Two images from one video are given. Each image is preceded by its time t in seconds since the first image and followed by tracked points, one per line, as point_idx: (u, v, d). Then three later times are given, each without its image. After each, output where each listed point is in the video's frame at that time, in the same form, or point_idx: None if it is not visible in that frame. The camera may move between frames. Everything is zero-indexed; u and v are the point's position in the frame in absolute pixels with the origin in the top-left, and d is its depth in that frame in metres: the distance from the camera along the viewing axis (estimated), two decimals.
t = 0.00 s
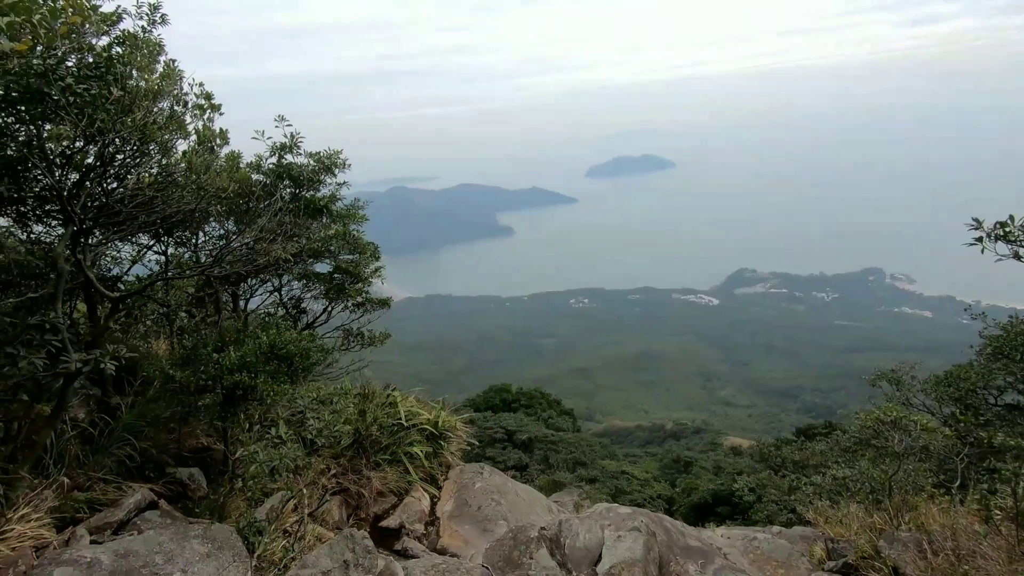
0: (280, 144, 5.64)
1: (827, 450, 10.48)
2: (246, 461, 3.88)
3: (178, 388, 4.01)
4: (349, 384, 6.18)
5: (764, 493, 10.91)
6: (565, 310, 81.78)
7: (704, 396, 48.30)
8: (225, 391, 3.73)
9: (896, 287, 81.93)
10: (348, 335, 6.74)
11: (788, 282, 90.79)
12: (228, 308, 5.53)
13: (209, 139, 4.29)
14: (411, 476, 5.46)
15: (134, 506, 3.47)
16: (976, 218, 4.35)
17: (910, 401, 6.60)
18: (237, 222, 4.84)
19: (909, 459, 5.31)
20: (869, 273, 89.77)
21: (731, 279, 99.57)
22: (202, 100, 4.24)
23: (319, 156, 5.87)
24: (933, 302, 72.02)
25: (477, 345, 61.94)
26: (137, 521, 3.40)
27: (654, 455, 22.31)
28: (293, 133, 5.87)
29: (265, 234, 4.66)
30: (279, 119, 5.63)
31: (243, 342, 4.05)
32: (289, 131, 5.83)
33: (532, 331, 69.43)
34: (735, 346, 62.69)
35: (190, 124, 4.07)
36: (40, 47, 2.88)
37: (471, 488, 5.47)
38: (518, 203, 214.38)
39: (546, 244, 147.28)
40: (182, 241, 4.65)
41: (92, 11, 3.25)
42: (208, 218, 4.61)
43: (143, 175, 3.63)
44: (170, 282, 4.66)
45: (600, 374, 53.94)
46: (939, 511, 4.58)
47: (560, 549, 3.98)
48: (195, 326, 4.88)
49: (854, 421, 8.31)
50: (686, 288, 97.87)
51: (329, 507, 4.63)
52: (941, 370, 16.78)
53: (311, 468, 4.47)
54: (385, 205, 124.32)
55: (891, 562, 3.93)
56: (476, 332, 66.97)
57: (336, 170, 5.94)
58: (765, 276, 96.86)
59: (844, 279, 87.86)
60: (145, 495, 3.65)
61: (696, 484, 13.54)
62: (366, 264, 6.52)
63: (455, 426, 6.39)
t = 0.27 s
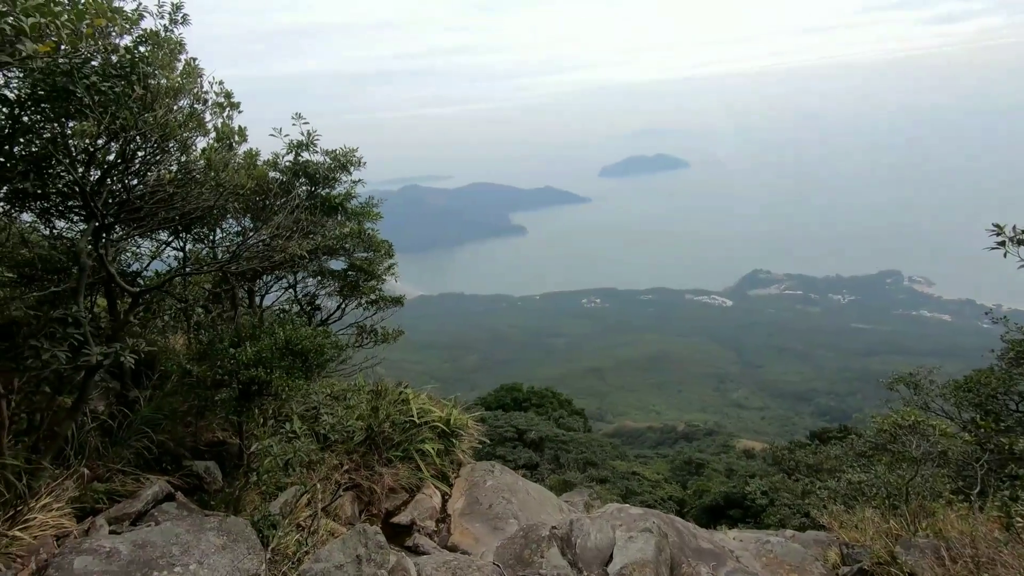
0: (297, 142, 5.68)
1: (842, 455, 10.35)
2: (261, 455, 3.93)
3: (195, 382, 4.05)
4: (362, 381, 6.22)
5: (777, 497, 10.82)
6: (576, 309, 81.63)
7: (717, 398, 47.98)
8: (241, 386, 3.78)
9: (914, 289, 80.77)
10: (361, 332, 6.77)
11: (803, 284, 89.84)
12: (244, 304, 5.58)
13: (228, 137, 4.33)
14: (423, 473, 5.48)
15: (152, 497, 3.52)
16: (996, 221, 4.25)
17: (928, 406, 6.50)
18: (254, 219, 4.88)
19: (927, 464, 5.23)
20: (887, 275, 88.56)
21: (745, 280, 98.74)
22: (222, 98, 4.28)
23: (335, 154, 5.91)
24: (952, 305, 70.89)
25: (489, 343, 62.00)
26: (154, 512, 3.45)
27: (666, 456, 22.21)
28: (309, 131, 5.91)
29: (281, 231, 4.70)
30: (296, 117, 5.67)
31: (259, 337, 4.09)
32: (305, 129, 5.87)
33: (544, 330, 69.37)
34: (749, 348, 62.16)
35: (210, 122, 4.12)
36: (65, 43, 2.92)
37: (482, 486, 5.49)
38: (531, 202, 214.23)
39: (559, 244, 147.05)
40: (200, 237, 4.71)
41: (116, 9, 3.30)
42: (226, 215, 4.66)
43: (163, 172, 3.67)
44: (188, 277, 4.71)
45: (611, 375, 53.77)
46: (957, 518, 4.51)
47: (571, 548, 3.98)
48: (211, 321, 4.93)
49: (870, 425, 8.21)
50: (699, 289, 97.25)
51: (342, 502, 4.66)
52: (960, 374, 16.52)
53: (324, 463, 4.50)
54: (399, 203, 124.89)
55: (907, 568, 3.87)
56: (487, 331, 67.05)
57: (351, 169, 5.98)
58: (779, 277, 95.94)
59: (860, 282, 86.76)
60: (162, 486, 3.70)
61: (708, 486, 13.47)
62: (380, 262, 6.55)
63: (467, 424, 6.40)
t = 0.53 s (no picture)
0: (311, 139, 5.72)
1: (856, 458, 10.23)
2: (274, 449, 3.97)
3: (210, 376, 4.10)
4: (374, 378, 6.25)
5: (789, 499, 10.73)
6: (588, 309, 81.44)
7: (729, 399, 47.64)
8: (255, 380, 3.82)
9: (932, 292, 79.59)
10: (373, 328, 6.80)
11: (818, 285, 88.87)
12: (259, 300, 5.63)
13: (244, 133, 4.37)
14: (433, 469, 5.51)
15: (167, 489, 3.57)
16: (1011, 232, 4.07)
17: (945, 409, 6.41)
18: (269, 215, 4.92)
19: (943, 469, 5.16)
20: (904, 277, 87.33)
21: (759, 280, 97.88)
22: (238, 95, 4.32)
23: (349, 151, 5.94)
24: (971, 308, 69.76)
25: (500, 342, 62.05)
26: (170, 503, 3.50)
27: (676, 457, 22.09)
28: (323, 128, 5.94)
29: (295, 227, 4.74)
30: (311, 114, 5.70)
31: (273, 332, 4.13)
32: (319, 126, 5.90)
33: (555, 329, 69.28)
34: (762, 349, 61.66)
35: (226, 118, 4.16)
36: (86, 41, 2.96)
37: (492, 483, 5.51)
38: (544, 201, 213.94)
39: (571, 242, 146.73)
40: (215, 233, 4.77)
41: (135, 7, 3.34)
42: (241, 211, 4.71)
43: (180, 168, 3.72)
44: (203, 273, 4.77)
45: (623, 374, 53.60)
46: (974, 524, 4.44)
47: (581, 547, 3.97)
48: (225, 316, 4.98)
49: (886, 429, 8.11)
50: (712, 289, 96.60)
51: (353, 497, 4.69)
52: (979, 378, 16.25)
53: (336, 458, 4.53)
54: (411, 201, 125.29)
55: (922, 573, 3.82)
56: (499, 329, 67.11)
57: (365, 166, 6.00)
58: (794, 278, 94.98)
59: (877, 283, 85.66)
60: (178, 478, 3.76)
61: (719, 487, 13.39)
62: (393, 259, 6.58)
63: (477, 422, 6.42)
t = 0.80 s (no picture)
0: (324, 138, 5.76)
1: (869, 464, 10.10)
2: (284, 445, 4.02)
3: (222, 373, 4.14)
4: (383, 376, 6.29)
5: (800, 505, 10.62)
6: (599, 310, 81.24)
7: (740, 402, 47.28)
8: (266, 377, 3.87)
9: (949, 296, 78.46)
10: (384, 327, 6.82)
11: (832, 288, 88.01)
12: (270, 298, 5.67)
13: (257, 133, 4.40)
14: (442, 469, 5.52)
15: (178, 484, 3.61)
16: None
17: (961, 415, 6.31)
18: (281, 215, 4.97)
19: (957, 475, 5.08)
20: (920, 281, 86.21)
21: (772, 283, 97.12)
22: (251, 95, 4.36)
23: (361, 151, 5.97)
24: (989, 313, 68.68)
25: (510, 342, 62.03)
26: (181, 498, 3.54)
27: (686, 460, 21.96)
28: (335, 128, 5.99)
29: (306, 226, 4.78)
30: (323, 113, 5.74)
31: (284, 330, 4.17)
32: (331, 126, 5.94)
33: (566, 330, 69.18)
34: (774, 353, 61.12)
35: (240, 118, 4.20)
36: (104, 41, 3.00)
37: (501, 484, 5.51)
38: (555, 201, 213.77)
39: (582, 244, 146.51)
40: (229, 231, 4.82)
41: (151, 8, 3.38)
42: (254, 210, 4.76)
43: (194, 167, 3.77)
44: (217, 270, 4.82)
45: (633, 376, 53.36)
46: (990, 534, 4.37)
47: (588, 549, 3.95)
48: (237, 314, 5.02)
49: (900, 434, 8.00)
50: (724, 291, 95.94)
51: (362, 495, 4.71)
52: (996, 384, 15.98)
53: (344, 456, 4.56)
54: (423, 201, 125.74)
55: None
56: (509, 330, 67.16)
57: (376, 166, 6.04)
58: (808, 281, 94.04)
59: (892, 287, 84.64)
60: (189, 474, 3.79)
61: (729, 491, 13.29)
62: (403, 258, 6.61)
63: (486, 422, 6.43)
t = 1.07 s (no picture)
0: (324, 137, 5.75)
1: (868, 465, 10.09)
2: (281, 445, 4.01)
3: (220, 371, 4.13)
4: (382, 375, 6.28)
5: (799, 506, 10.62)
6: (599, 310, 81.24)
7: (739, 403, 47.29)
8: (264, 375, 3.87)
9: (949, 298, 78.43)
10: (383, 326, 6.82)
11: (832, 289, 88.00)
12: (269, 297, 5.67)
13: (256, 130, 4.39)
14: (440, 468, 5.51)
15: (176, 482, 3.61)
16: None
17: (960, 417, 6.30)
18: (281, 213, 4.97)
19: (956, 477, 5.08)
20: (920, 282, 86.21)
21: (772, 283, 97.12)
22: (251, 93, 4.35)
23: (360, 150, 5.96)
24: (989, 315, 68.66)
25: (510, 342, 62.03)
26: (178, 496, 3.53)
27: (685, 461, 21.97)
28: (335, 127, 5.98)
29: (305, 225, 4.77)
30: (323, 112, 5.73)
31: (282, 328, 4.16)
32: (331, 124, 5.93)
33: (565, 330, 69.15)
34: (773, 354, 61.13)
35: (239, 115, 4.19)
36: (103, 38, 2.99)
37: (499, 483, 5.50)
38: (555, 201, 213.72)
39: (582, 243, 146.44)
40: (228, 229, 4.81)
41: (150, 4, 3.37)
42: (253, 208, 4.75)
43: (193, 164, 3.75)
44: (216, 268, 4.82)
45: (632, 376, 53.37)
46: (988, 536, 4.36)
47: (585, 549, 3.95)
48: (236, 312, 5.01)
49: (899, 436, 8.00)
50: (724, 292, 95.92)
51: (359, 494, 4.71)
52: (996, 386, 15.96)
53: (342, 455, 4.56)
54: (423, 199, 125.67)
55: None
56: (508, 329, 67.14)
57: (376, 164, 6.02)
58: (808, 282, 94.02)
59: (892, 289, 84.61)
60: (186, 472, 3.78)
61: (728, 492, 13.29)
62: (403, 257, 6.60)
63: (485, 421, 6.42)
